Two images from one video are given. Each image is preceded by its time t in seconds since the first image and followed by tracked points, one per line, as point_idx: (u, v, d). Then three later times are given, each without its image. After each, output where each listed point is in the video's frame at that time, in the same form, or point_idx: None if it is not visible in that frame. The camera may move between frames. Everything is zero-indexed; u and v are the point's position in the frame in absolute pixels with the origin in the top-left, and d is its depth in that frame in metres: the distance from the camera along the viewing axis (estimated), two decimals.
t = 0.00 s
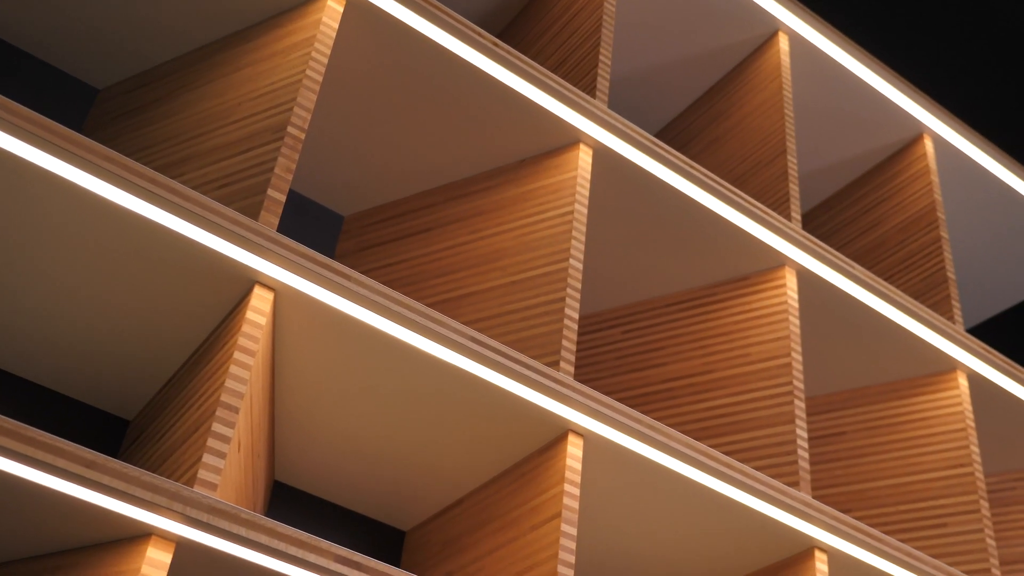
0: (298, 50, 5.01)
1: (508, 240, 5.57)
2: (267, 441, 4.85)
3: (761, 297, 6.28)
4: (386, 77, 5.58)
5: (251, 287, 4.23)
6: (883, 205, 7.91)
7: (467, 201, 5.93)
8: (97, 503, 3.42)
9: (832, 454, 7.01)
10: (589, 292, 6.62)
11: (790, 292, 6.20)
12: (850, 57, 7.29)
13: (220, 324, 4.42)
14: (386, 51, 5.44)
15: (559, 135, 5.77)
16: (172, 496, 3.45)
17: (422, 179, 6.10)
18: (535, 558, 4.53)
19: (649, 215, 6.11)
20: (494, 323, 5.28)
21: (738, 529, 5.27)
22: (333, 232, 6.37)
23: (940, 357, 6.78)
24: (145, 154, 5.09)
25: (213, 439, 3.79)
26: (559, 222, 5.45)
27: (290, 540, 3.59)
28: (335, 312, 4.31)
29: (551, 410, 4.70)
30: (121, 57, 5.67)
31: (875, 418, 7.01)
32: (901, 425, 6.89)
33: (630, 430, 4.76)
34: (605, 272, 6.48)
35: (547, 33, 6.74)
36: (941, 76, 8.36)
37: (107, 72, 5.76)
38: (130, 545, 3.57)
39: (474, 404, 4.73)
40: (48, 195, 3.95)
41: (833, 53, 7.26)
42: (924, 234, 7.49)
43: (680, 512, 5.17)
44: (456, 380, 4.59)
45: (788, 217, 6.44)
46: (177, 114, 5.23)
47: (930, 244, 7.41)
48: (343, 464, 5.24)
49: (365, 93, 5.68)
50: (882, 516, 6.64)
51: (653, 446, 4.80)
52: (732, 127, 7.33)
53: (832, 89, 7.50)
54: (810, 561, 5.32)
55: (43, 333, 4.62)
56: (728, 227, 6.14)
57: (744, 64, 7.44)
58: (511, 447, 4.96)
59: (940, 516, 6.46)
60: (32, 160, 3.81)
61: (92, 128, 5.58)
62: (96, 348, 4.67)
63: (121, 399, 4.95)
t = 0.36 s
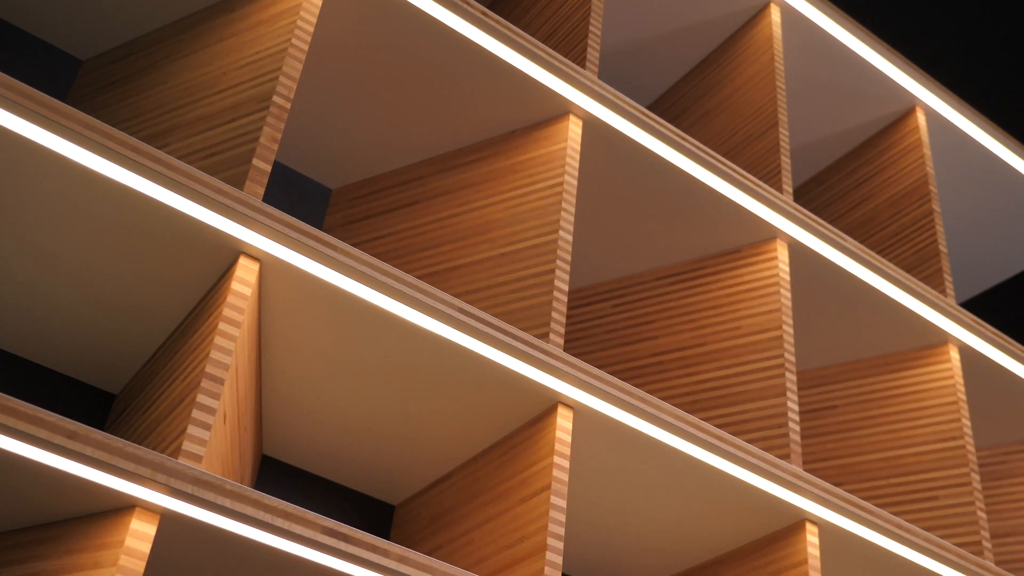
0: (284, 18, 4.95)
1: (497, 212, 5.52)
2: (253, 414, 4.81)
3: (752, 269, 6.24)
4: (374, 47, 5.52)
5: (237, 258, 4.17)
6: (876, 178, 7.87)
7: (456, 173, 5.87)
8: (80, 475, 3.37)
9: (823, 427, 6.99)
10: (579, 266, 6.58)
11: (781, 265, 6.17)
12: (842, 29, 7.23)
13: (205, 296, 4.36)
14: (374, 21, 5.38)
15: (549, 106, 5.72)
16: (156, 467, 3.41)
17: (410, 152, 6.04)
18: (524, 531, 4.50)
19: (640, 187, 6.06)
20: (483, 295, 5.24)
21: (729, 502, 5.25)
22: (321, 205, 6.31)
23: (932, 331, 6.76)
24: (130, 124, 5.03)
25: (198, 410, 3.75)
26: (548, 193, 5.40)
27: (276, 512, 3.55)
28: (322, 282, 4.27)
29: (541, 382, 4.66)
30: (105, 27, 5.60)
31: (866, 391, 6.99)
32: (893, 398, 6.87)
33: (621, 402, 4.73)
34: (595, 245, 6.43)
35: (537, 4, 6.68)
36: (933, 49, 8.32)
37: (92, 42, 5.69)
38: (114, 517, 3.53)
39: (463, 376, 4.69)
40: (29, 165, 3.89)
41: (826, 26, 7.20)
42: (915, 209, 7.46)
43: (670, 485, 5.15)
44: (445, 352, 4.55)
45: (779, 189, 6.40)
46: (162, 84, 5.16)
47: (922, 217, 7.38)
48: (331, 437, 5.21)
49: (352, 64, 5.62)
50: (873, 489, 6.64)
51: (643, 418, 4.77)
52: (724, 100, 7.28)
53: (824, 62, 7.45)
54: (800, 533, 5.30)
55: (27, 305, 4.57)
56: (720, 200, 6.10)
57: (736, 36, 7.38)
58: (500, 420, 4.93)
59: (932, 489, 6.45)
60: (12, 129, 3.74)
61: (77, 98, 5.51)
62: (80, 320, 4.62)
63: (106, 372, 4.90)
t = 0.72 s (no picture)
0: None
1: (488, 187, 5.47)
2: (242, 390, 4.77)
3: (745, 245, 6.20)
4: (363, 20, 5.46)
5: (224, 232, 4.12)
6: (870, 154, 7.83)
7: (446, 147, 5.82)
8: (66, 450, 3.33)
9: (815, 403, 6.97)
10: (571, 241, 6.53)
11: (774, 240, 6.13)
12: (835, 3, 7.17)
13: (192, 270, 4.32)
14: None
15: (540, 79, 5.67)
16: (143, 442, 3.37)
17: (400, 127, 5.98)
18: (515, 507, 4.48)
19: (633, 161, 6.02)
20: (474, 270, 5.20)
21: (722, 476, 5.22)
22: (311, 180, 6.26)
23: (926, 306, 6.73)
24: (116, 98, 4.97)
25: (184, 385, 3.71)
26: (539, 168, 5.36)
27: (265, 486, 3.51)
28: (310, 256, 4.22)
29: (532, 357, 4.62)
30: None
31: (859, 367, 6.96)
32: (886, 374, 6.85)
33: (612, 376, 4.69)
34: (588, 221, 6.39)
35: None
36: (927, 23, 8.28)
37: (77, 16, 5.62)
38: (100, 492, 3.48)
39: (454, 351, 4.66)
40: (12, 137, 3.83)
41: None
42: (910, 183, 7.43)
43: (664, 459, 5.12)
44: (436, 326, 4.51)
45: (772, 164, 6.36)
46: (149, 57, 5.10)
47: (916, 192, 7.35)
48: (322, 413, 5.17)
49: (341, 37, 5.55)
50: (866, 465, 6.63)
51: (635, 393, 4.74)
52: (717, 75, 7.22)
53: (818, 37, 7.39)
54: (793, 508, 5.28)
55: (12, 280, 4.52)
56: (712, 174, 6.05)
57: (729, 11, 7.32)
58: (490, 395, 4.90)
59: (924, 465, 6.45)
60: None
61: (63, 72, 5.44)
62: (67, 296, 4.57)
63: (93, 349, 4.85)
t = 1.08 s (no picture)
0: None
1: (479, 160, 5.42)
2: (230, 366, 4.72)
3: (737, 219, 6.17)
4: None
5: (209, 204, 4.07)
6: (863, 129, 7.79)
7: (436, 121, 5.76)
8: (49, 424, 3.28)
9: (808, 379, 6.95)
10: (562, 217, 6.49)
11: (766, 214, 6.10)
12: None
13: (178, 243, 4.26)
14: None
15: (531, 52, 5.61)
16: (128, 415, 3.33)
17: (389, 101, 5.93)
18: (506, 482, 4.45)
19: (625, 135, 5.97)
20: (464, 244, 5.16)
21: (713, 451, 5.20)
22: (299, 156, 6.20)
23: (919, 281, 6.71)
24: (101, 71, 4.90)
25: (170, 358, 3.67)
26: (530, 141, 5.31)
27: (251, 460, 3.47)
28: (297, 228, 4.17)
29: (523, 331, 4.58)
30: None
31: (851, 343, 6.94)
32: (878, 349, 6.83)
33: (603, 350, 4.65)
34: (579, 196, 6.35)
35: None
36: None
37: None
38: (85, 467, 3.44)
39: (444, 326, 4.62)
40: None
41: None
42: (903, 158, 7.39)
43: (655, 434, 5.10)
44: (425, 300, 4.47)
45: (765, 138, 6.31)
46: (135, 28, 5.03)
47: (909, 167, 7.32)
48: (311, 389, 5.14)
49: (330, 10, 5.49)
50: (859, 440, 6.62)
51: (627, 367, 4.71)
52: (709, 50, 7.17)
53: (811, 11, 7.34)
54: (785, 483, 5.26)
55: None
56: (705, 148, 6.01)
57: None
58: (480, 371, 4.86)
59: (917, 439, 6.44)
60: None
61: (48, 45, 5.37)
62: (52, 270, 4.51)
63: (80, 324, 4.80)
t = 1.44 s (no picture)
0: None
1: (468, 132, 5.36)
2: (217, 339, 4.67)
3: (729, 192, 6.12)
4: None
5: (194, 174, 4.01)
6: (856, 103, 7.74)
7: (426, 93, 5.70)
8: (32, 395, 3.23)
9: (801, 353, 6.91)
10: (554, 190, 6.43)
11: (759, 187, 6.05)
12: None
13: (162, 214, 4.20)
14: None
15: (521, 23, 5.54)
16: (111, 386, 3.29)
17: (379, 73, 5.86)
18: (497, 456, 4.41)
19: (617, 108, 5.92)
20: (454, 216, 5.10)
21: (706, 424, 5.17)
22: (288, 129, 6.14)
23: (912, 255, 6.67)
24: (85, 41, 4.83)
25: (155, 329, 3.62)
26: (520, 113, 5.26)
27: (237, 431, 3.43)
28: (283, 199, 4.12)
29: (513, 303, 4.54)
30: None
31: (845, 317, 6.91)
32: (872, 323, 6.80)
33: (595, 323, 4.61)
34: (571, 169, 6.29)
35: None
36: None
37: None
38: (69, 439, 3.39)
39: (433, 298, 4.57)
40: None
41: None
42: (897, 132, 7.35)
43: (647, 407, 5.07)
44: (414, 272, 4.42)
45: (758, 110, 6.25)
46: None
47: (903, 141, 7.28)
48: (300, 362, 5.09)
49: None
50: (852, 413, 6.60)
51: (619, 339, 4.66)
52: (702, 22, 7.11)
53: None
54: (779, 457, 5.23)
55: None
56: (697, 120, 5.96)
57: None
58: (470, 344, 4.82)
59: (910, 413, 6.42)
60: None
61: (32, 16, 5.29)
62: (36, 243, 4.46)
63: (65, 298, 4.75)
